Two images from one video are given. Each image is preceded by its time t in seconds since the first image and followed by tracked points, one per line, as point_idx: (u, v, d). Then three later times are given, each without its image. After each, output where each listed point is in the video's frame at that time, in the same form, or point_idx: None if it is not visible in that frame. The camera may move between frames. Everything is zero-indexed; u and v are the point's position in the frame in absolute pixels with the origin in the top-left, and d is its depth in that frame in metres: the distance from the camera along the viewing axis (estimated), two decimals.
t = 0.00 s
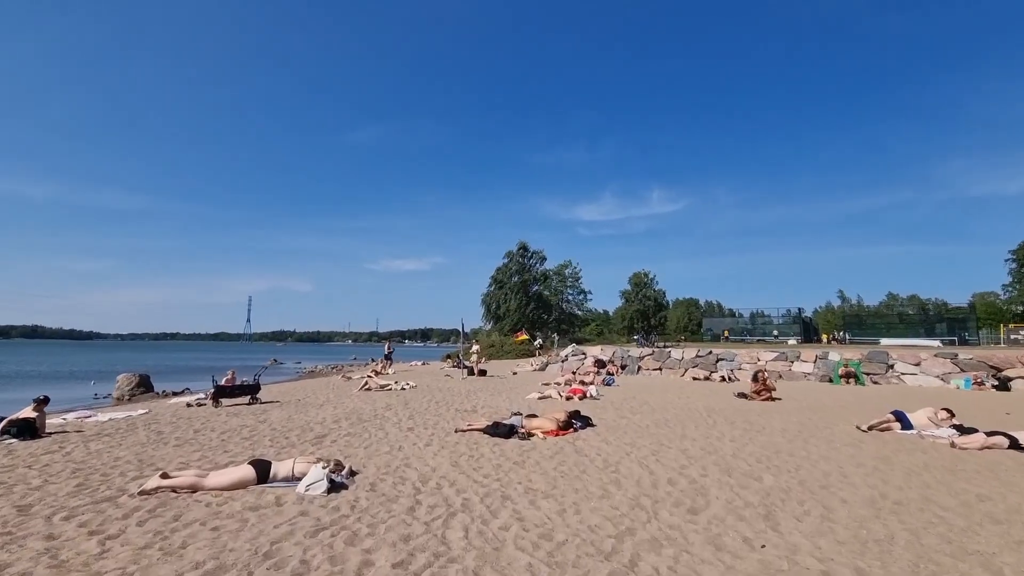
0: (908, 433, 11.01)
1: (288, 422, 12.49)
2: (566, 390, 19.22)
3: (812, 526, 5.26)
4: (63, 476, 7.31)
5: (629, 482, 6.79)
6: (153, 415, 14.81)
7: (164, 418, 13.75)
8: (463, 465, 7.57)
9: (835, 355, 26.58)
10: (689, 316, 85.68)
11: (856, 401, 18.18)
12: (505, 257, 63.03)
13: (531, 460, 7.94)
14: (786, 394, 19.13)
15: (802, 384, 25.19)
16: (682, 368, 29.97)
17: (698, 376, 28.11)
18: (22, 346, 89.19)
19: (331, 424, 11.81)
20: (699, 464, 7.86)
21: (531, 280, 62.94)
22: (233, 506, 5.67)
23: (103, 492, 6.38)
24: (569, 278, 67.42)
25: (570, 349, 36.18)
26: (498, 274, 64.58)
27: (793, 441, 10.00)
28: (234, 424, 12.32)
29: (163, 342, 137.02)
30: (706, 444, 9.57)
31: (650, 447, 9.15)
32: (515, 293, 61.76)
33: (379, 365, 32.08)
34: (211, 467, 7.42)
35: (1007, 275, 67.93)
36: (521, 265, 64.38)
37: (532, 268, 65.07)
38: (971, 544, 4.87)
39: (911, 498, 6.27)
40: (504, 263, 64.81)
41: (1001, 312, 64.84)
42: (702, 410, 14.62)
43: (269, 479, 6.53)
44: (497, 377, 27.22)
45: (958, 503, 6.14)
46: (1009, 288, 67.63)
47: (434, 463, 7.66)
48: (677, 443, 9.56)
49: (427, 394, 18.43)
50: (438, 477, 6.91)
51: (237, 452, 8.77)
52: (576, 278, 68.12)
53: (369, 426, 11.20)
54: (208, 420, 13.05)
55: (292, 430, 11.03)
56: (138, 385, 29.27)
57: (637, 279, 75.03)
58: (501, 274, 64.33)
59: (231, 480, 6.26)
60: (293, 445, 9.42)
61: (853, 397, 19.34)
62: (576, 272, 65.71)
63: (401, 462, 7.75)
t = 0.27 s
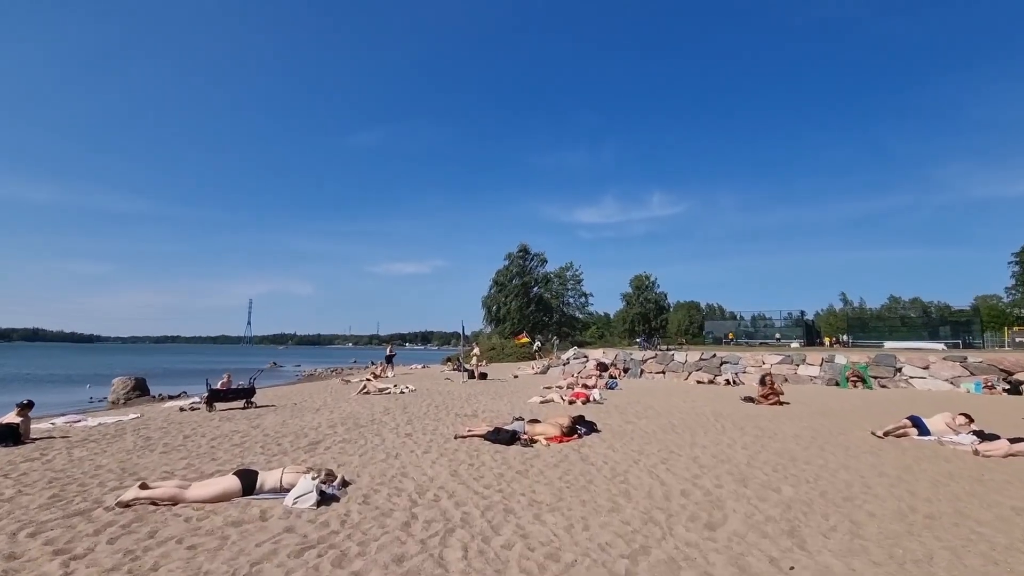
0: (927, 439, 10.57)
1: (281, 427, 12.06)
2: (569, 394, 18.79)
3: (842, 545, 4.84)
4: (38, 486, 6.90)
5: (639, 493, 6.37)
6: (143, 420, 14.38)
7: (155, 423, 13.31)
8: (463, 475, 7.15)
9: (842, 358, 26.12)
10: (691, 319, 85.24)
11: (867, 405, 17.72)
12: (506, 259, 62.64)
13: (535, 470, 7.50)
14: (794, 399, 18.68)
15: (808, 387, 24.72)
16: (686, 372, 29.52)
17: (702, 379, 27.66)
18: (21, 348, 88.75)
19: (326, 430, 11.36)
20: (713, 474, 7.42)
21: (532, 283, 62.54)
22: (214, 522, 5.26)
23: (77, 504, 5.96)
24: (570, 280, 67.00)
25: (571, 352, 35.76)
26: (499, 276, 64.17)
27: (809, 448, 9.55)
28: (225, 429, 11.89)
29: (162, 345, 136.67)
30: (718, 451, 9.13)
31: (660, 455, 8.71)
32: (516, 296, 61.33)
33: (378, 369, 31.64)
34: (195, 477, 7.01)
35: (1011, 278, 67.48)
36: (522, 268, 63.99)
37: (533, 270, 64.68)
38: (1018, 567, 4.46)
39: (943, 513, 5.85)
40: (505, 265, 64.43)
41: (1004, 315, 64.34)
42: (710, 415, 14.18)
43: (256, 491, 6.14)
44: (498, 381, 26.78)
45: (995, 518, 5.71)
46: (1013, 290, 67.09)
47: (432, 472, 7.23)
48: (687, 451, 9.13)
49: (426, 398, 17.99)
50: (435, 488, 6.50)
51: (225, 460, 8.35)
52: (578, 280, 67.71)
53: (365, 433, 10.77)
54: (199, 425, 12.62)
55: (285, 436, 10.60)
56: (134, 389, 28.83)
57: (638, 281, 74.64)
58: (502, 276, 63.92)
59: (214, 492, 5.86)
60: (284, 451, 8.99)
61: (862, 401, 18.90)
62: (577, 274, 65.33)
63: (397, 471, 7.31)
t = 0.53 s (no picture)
0: (949, 448, 10.13)
1: (277, 434, 11.64)
2: (573, 400, 18.36)
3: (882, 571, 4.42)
4: (14, 500, 6.48)
5: (655, 510, 5.95)
6: (136, 426, 13.96)
7: (147, 430, 12.91)
8: (466, 488, 6.74)
9: (850, 362, 25.65)
10: (693, 322, 84.71)
11: (879, 411, 17.26)
12: (508, 262, 62.27)
13: (542, 482, 7.09)
14: (804, 404, 18.24)
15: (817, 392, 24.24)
16: (690, 376, 29.06)
17: (708, 384, 27.19)
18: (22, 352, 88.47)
19: (323, 437, 10.96)
20: (731, 487, 7.00)
21: (534, 286, 62.15)
22: (197, 543, 4.86)
23: (52, 522, 5.56)
24: (572, 283, 66.59)
25: (574, 355, 35.34)
26: (500, 279, 63.79)
27: (828, 458, 9.12)
28: (219, 437, 11.48)
29: (163, 349, 136.40)
30: (733, 461, 8.71)
31: (672, 466, 8.29)
32: (518, 299, 60.89)
33: (378, 373, 31.21)
34: (181, 491, 6.60)
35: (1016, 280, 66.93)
36: (524, 271, 63.61)
37: (535, 273, 64.29)
38: None
39: (985, 533, 5.42)
40: (506, 268, 64.05)
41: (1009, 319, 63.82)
42: (720, 421, 13.75)
43: (245, 507, 5.76)
44: (500, 385, 26.35)
45: None
46: (1017, 293, 66.64)
47: (433, 485, 6.82)
48: (700, 460, 8.72)
49: (427, 403, 17.58)
50: (437, 503, 6.08)
51: (215, 471, 7.93)
52: (580, 283, 67.29)
53: (363, 441, 10.36)
54: (193, 432, 12.21)
55: (280, 445, 10.19)
56: (131, 393, 28.42)
57: (640, 284, 74.23)
58: (504, 279, 63.53)
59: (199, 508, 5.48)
60: (278, 461, 8.57)
61: (874, 406, 18.45)
62: (579, 277, 64.93)
63: (396, 484, 6.90)
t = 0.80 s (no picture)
0: (974, 456, 9.70)
1: (273, 440, 11.22)
2: (578, 403, 17.95)
3: None
4: None
5: (674, 525, 5.56)
6: (128, 432, 13.53)
7: (140, 435, 12.49)
8: (471, 501, 6.33)
9: (859, 365, 25.19)
10: (695, 325, 84.17)
11: (893, 415, 16.82)
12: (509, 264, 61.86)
13: (552, 493, 6.69)
14: (815, 408, 17.82)
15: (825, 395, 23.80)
16: (695, 379, 28.63)
17: (714, 387, 26.76)
18: (21, 355, 88.01)
19: (321, 444, 10.55)
20: (752, 499, 6.59)
21: (535, 288, 61.74)
22: (179, 566, 4.44)
23: (26, 539, 5.16)
24: (574, 286, 66.14)
25: (577, 358, 34.88)
26: (502, 282, 63.37)
27: (849, 467, 8.70)
28: (213, 443, 11.07)
29: (163, 352, 135.95)
30: (750, 470, 8.30)
31: (687, 475, 7.88)
32: (520, 301, 60.44)
33: (379, 376, 30.79)
34: (168, 505, 6.19)
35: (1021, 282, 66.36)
36: (525, 273, 63.22)
37: (537, 275, 63.91)
38: None
39: None
40: (508, 270, 63.66)
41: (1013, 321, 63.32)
42: (731, 427, 13.32)
43: (234, 523, 5.37)
44: (502, 389, 25.91)
45: None
46: (1020, 295, 66.18)
47: (436, 497, 6.42)
48: (715, 469, 8.31)
49: (429, 407, 17.16)
50: (440, 518, 5.68)
51: (206, 481, 7.53)
52: (581, 285, 66.87)
53: (363, 448, 9.95)
54: (186, 438, 11.80)
55: (276, 452, 9.77)
56: (128, 397, 27.99)
57: (641, 287, 73.82)
58: (505, 281, 63.13)
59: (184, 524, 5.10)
60: (273, 470, 8.17)
61: (886, 410, 18.01)
62: (581, 280, 64.54)
63: (397, 495, 6.50)
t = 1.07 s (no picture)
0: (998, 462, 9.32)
1: (269, 445, 10.86)
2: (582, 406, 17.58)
3: None
4: None
5: (692, 540, 5.18)
6: (121, 435, 13.17)
7: (132, 439, 12.13)
8: (474, 512, 5.95)
9: (866, 367, 24.77)
10: (697, 326, 83.73)
11: (905, 418, 16.41)
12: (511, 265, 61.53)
13: (559, 503, 6.31)
14: (824, 411, 17.42)
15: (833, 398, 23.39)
16: (700, 381, 28.22)
17: (719, 389, 26.35)
18: (22, 357, 87.83)
19: (318, 449, 10.18)
20: (773, 511, 6.20)
21: (537, 289, 61.34)
22: None
23: None
24: (576, 287, 65.78)
25: (579, 359, 34.50)
26: (503, 283, 63.06)
27: (869, 474, 8.32)
28: (207, 447, 10.71)
29: (165, 353, 135.82)
30: (767, 478, 7.91)
31: (701, 483, 7.49)
32: (521, 302, 60.09)
33: (380, 377, 30.42)
34: (151, 517, 5.82)
35: None
36: (527, 274, 62.84)
37: (538, 276, 63.53)
38: None
39: None
40: (509, 271, 63.28)
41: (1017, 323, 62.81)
42: (741, 430, 12.93)
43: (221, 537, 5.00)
44: (504, 391, 25.53)
45: None
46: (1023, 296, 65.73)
47: (437, 508, 6.05)
48: (730, 477, 7.92)
49: (430, 410, 16.79)
50: (441, 532, 5.32)
51: (195, 490, 7.16)
52: (583, 286, 66.47)
53: (361, 453, 9.58)
54: (179, 442, 11.44)
55: (270, 457, 9.41)
56: (125, 398, 27.66)
57: (643, 288, 73.41)
58: (507, 282, 62.76)
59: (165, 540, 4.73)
60: (266, 477, 7.80)
61: (897, 413, 17.59)
62: (583, 280, 64.17)
63: (395, 506, 6.13)
